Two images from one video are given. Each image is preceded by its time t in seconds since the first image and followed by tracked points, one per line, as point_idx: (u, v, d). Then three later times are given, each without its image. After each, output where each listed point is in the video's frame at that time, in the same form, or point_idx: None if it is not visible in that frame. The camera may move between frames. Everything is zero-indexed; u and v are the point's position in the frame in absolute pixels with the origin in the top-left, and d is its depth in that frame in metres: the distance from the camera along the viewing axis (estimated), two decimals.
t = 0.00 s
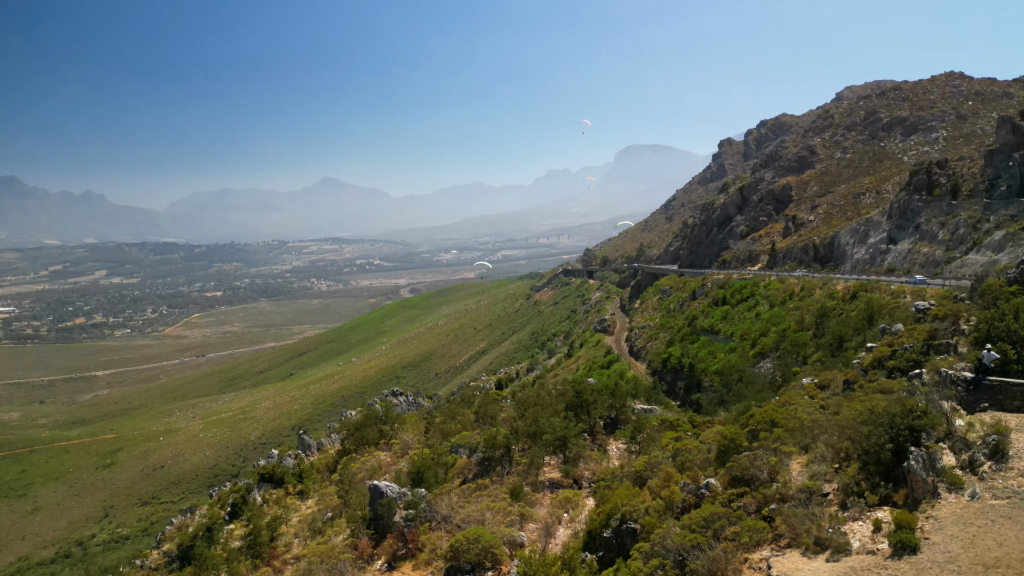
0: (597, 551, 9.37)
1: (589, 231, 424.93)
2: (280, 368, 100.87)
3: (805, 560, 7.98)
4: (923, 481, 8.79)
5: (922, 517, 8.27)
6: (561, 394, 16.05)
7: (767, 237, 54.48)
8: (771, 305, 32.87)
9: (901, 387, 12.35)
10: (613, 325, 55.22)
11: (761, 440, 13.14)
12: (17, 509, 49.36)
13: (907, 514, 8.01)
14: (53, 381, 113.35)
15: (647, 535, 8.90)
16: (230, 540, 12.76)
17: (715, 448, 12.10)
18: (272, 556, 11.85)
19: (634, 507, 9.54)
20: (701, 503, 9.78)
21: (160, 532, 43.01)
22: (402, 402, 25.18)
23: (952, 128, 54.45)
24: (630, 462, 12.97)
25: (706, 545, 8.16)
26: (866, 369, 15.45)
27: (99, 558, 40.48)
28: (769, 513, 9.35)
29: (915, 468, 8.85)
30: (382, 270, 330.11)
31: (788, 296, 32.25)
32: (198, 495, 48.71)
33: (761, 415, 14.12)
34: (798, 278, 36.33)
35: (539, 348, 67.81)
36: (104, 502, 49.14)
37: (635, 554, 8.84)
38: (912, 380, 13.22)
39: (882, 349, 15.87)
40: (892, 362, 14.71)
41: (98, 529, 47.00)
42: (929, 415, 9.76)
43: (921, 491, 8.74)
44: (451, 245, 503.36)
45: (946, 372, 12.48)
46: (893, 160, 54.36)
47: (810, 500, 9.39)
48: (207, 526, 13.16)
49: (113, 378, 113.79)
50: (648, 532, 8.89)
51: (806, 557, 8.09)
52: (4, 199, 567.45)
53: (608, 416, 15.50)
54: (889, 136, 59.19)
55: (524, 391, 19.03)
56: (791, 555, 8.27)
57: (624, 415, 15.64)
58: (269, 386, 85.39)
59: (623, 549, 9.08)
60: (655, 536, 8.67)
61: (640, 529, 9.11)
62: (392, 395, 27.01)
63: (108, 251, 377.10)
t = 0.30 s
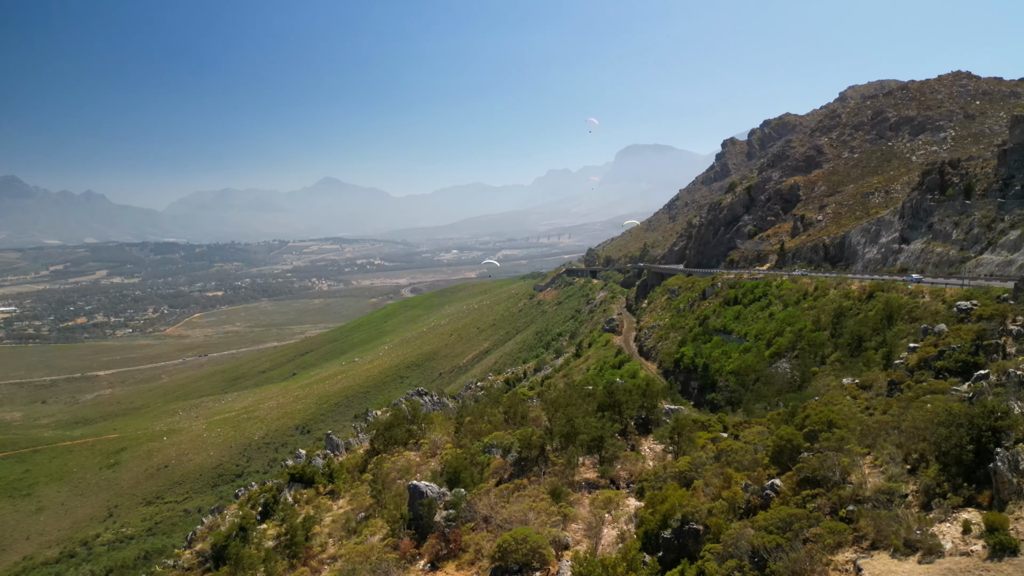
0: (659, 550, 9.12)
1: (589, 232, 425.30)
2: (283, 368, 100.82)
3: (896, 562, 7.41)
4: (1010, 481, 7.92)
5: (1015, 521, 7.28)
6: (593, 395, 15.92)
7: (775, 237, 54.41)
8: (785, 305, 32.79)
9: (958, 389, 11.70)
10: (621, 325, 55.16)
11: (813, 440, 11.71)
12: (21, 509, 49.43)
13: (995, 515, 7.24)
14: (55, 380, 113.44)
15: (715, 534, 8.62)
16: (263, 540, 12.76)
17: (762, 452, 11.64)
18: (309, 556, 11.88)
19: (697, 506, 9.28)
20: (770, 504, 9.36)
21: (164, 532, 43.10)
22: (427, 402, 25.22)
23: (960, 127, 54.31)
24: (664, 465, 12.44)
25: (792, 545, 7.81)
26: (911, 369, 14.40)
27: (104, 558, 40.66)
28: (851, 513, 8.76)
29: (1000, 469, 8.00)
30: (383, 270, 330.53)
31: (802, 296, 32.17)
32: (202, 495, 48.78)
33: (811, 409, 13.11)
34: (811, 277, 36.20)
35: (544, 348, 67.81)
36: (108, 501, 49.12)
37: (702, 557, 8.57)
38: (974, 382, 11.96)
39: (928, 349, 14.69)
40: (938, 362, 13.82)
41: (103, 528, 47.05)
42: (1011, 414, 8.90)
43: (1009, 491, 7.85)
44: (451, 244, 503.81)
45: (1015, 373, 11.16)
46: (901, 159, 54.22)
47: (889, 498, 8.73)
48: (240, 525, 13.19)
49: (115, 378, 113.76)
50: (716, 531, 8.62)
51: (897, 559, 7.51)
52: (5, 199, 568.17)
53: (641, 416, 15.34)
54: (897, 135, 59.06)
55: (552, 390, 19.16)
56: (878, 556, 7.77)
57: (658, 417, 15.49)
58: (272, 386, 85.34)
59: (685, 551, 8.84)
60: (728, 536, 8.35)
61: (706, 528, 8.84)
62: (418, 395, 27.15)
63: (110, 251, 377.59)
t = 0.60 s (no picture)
0: (719, 550, 7.99)
1: (589, 232, 425.92)
2: (285, 368, 100.85)
3: (992, 564, 6.18)
4: None
5: None
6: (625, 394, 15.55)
7: (784, 237, 54.32)
8: (798, 305, 32.71)
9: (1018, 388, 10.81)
10: (630, 325, 54.99)
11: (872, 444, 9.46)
12: (26, 509, 49.40)
13: None
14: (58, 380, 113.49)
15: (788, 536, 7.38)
16: (296, 540, 12.77)
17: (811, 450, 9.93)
18: (345, 557, 11.82)
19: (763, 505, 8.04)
20: (842, 505, 7.78)
21: (169, 532, 43.21)
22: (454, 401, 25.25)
23: (968, 127, 54.25)
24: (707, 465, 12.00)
25: (879, 546, 6.63)
26: (958, 369, 13.11)
27: (109, 558, 40.86)
28: (932, 517, 7.22)
29: None
30: (384, 270, 331.18)
31: (816, 296, 32.10)
32: (206, 495, 48.80)
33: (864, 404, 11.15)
34: (824, 277, 36.09)
35: (549, 348, 67.82)
36: (112, 501, 49.17)
37: (774, 560, 7.40)
38: None
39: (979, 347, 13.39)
40: (988, 362, 12.53)
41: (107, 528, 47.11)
42: None
43: None
44: (451, 244, 504.16)
45: None
46: (909, 159, 54.12)
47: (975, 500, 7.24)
48: (275, 525, 13.27)
49: (117, 378, 113.72)
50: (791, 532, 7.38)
51: (992, 562, 6.24)
52: (5, 198, 568.90)
53: (676, 414, 14.70)
54: (905, 135, 58.97)
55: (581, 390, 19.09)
56: (971, 559, 6.42)
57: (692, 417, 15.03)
58: (275, 386, 85.32)
59: (751, 553, 7.63)
60: (803, 536, 7.18)
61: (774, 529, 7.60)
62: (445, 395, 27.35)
63: (110, 251, 377.62)
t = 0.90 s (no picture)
0: (785, 552, 7.54)
1: (590, 232, 425.97)
2: (287, 368, 100.80)
3: None
4: None
5: None
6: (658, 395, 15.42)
7: (793, 237, 54.25)
8: (813, 306, 32.66)
9: None
10: (638, 325, 54.87)
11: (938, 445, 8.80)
12: (30, 509, 49.38)
13: None
14: (59, 380, 113.37)
15: (865, 541, 6.89)
16: (331, 540, 12.82)
17: (865, 455, 9.40)
18: (383, 557, 11.80)
19: (830, 507, 7.59)
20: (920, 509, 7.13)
21: (173, 532, 43.19)
22: (478, 401, 25.30)
23: (976, 127, 54.15)
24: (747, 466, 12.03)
25: (968, 550, 5.99)
26: (1008, 371, 12.39)
27: (114, 558, 40.91)
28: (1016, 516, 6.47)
29: None
30: (385, 270, 331.30)
31: (831, 296, 32.07)
32: (210, 495, 48.74)
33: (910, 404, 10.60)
34: (837, 277, 36.03)
35: (554, 348, 67.75)
36: (115, 502, 49.15)
37: (847, 564, 6.92)
38: None
39: None
40: None
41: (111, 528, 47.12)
42: None
43: None
44: (451, 244, 504.05)
45: None
46: (918, 159, 53.99)
47: None
48: (309, 526, 13.28)
49: (119, 378, 113.61)
50: (867, 536, 6.89)
51: None
52: (5, 198, 568.91)
53: (709, 415, 14.51)
54: (913, 135, 58.87)
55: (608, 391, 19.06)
56: None
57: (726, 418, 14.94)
58: (277, 386, 85.23)
59: (819, 557, 7.19)
60: (880, 540, 6.70)
61: (846, 532, 7.19)
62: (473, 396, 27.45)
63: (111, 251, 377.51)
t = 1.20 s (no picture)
0: (839, 555, 7.47)
1: (591, 232, 425.77)
2: (289, 368, 100.82)
3: None
4: None
5: None
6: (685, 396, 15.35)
7: (800, 237, 54.24)
8: (824, 307, 32.65)
9: None
10: (645, 326, 54.84)
11: (993, 448, 8.69)
12: (34, 509, 49.38)
13: None
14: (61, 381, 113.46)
15: (927, 544, 6.83)
16: (361, 541, 12.81)
17: (908, 457, 9.39)
18: (415, 558, 11.72)
19: (887, 510, 7.52)
20: (984, 515, 6.98)
21: (177, 532, 43.21)
22: (500, 402, 25.31)
23: (983, 127, 53.96)
24: (780, 466, 12.06)
25: None
26: None
27: (118, 558, 40.93)
28: None
29: None
30: (386, 270, 331.27)
31: (844, 296, 32.06)
32: (214, 495, 48.74)
33: (951, 403, 10.55)
34: (848, 277, 36.01)
35: (559, 348, 67.73)
36: (119, 502, 49.14)
37: (907, 568, 6.89)
38: None
39: None
40: None
41: (114, 528, 47.13)
42: None
43: None
44: (451, 244, 504.02)
45: None
46: (925, 159, 53.80)
47: None
48: (339, 527, 13.29)
49: (120, 378, 113.65)
50: (930, 540, 6.80)
51: None
52: (5, 198, 570.23)
53: (738, 416, 14.51)
54: (920, 135, 58.73)
55: (631, 394, 19.11)
56: None
57: (753, 420, 14.92)
58: (279, 386, 85.22)
59: (877, 561, 7.15)
60: (944, 543, 6.59)
61: (905, 535, 7.13)
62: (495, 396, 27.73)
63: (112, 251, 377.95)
